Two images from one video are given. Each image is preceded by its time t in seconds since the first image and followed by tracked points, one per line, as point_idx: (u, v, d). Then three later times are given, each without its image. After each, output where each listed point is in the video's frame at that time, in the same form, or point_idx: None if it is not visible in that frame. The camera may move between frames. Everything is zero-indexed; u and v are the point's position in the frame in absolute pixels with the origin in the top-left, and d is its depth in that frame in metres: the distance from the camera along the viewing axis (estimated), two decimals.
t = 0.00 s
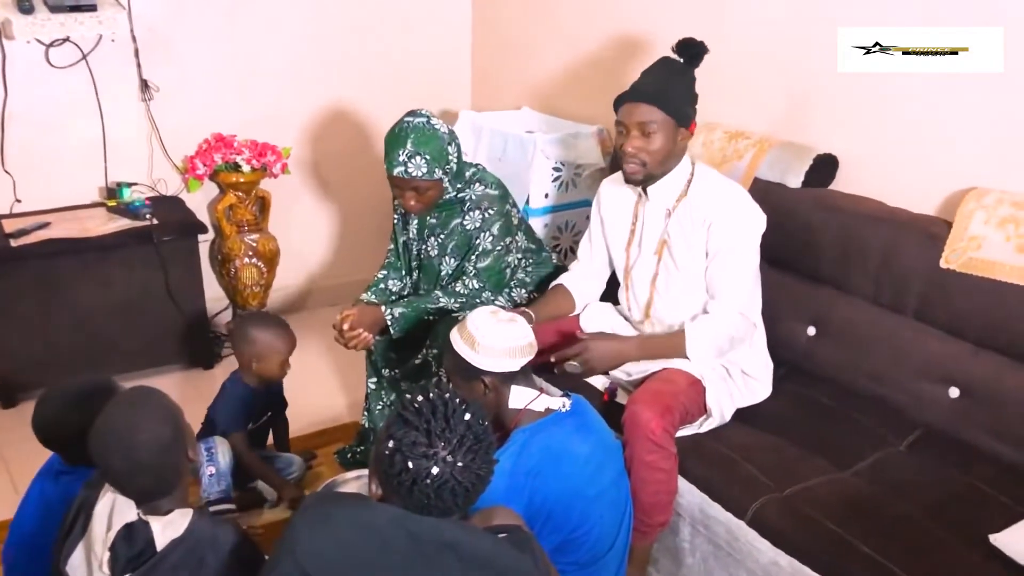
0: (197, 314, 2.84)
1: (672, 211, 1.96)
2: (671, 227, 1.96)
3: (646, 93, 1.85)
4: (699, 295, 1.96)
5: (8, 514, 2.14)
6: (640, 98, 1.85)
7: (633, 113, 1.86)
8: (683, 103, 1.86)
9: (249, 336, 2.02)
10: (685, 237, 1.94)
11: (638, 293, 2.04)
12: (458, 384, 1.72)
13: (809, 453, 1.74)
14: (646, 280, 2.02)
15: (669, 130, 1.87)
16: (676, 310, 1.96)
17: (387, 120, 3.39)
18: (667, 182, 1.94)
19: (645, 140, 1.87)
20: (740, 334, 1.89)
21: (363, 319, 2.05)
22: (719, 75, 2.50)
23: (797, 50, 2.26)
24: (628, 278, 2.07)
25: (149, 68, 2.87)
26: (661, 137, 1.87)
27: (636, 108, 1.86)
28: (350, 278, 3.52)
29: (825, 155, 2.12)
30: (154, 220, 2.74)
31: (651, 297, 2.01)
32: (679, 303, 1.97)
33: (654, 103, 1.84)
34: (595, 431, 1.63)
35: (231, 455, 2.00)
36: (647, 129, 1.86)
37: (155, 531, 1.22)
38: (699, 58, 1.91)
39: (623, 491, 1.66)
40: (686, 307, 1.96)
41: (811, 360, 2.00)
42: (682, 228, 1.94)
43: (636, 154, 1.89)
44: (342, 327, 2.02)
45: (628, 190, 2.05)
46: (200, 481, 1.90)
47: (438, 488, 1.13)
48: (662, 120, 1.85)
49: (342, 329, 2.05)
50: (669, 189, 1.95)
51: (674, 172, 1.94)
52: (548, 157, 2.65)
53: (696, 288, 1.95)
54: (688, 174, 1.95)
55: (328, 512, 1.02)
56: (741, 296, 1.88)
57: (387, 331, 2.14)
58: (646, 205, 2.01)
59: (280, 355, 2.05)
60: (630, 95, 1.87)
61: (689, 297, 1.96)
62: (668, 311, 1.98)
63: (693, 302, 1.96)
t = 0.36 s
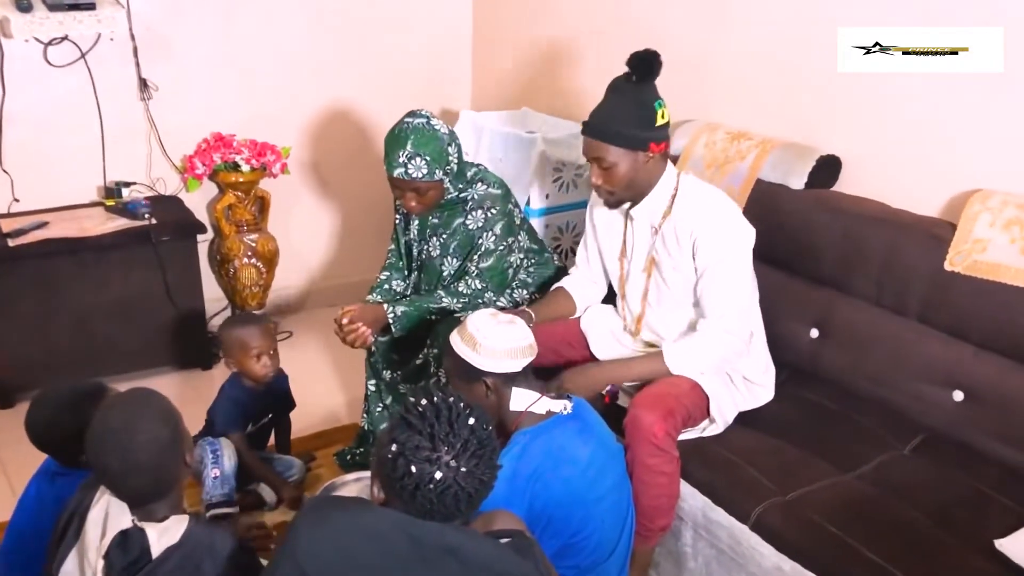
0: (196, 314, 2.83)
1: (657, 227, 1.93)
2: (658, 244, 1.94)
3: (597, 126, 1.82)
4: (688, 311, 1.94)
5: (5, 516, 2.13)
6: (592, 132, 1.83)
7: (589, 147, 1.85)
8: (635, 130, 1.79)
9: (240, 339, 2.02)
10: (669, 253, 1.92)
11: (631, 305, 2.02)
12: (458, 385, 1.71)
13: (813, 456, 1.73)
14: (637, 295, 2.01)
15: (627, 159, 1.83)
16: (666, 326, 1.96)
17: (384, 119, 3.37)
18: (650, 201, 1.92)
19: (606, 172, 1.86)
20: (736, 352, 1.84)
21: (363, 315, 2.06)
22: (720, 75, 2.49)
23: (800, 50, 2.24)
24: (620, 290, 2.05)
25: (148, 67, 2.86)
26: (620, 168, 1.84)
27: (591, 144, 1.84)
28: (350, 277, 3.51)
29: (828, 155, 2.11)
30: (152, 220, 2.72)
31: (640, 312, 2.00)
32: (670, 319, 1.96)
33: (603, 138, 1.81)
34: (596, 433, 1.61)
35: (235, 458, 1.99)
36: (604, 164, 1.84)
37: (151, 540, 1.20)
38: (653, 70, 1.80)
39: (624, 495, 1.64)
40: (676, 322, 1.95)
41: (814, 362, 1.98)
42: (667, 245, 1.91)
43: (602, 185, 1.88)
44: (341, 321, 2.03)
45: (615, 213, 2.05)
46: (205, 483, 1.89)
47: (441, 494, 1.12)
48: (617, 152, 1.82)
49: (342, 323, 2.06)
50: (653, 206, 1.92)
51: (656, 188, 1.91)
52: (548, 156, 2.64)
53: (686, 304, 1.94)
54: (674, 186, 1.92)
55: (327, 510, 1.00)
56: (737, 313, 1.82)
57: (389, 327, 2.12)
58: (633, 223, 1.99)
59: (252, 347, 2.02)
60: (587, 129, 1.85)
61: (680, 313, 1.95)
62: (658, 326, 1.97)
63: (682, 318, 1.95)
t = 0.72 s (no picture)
0: (196, 312, 2.80)
1: (644, 243, 1.88)
2: (647, 261, 1.89)
3: (573, 147, 1.78)
4: (687, 320, 1.90)
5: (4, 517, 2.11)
6: (568, 153, 1.79)
7: (566, 168, 1.81)
8: (611, 151, 1.75)
9: (232, 338, 2.00)
10: (660, 266, 1.87)
11: (625, 314, 2.00)
12: (464, 388, 1.69)
13: (822, 460, 1.71)
14: (630, 306, 1.98)
15: (605, 180, 1.79)
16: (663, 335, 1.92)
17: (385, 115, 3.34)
18: (637, 216, 1.87)
19: (585, 193, 1.82)
20: (736, 355, 1.82)
21: (370, 322, 2.07)
22: (725, 73, 2.46)
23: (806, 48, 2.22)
24: (614, 299, 2.03)
25: (147, 62, 2.83)
26: (598, 189, 1.80)
27: (568, 164, 1.80)
28: (351, 275, 3.48)
29: (836, 155, 2.08)
30: (152, 218, 2.70)
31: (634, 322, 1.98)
32: (667, 330, 1.92)
33: (578, 159, 1.77)
34: (603, 437, 1.59)
35: (235, 460, 1.98)
36: (582, 185, 1.80)
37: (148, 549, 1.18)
38: (629, 88, 1.75)
39: (631, 499, 1.62)
40: (672, 331, 1.92)
41: (821, 363, 1.96)
42: (658, 259, 1.87)
43: (582, 205, 1.84)
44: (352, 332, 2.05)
45: (602, 230, 2.00)
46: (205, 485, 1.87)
47: (450, 501, 1.11)
48: (593, 173, 1.77)
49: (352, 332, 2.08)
50: (639, 221, 1.88)
51: (642, 203, 1.87)
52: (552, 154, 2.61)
53: (683, 316, 1.90)
54: (660, 200, 1.87)
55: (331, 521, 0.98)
56: (734, 313, 1.80)
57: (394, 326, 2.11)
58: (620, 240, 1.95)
59: (243, 346, 2.00)
60: (564, 148, 1.81)
61: (676, 323, 1.91)
62: (654, 336, 1.94)
63: (681, 326, 1.91)
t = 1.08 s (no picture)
0: (200, 313, 2.76)
1: (662, 246, 1.86)
2: (665, 262, 1.87)
3: (590, 148, 1.76)
4: (705, 323, 1.88)
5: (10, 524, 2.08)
6: (585, 154, 1.77)
7: (583, 169, 1.79)
8: (628, 154, 1.72)
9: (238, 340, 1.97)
10: (678, 270, 1.84)
11: (638, 318, 1.97)
12: (481, 392, 1.67)
13: (846, 463, 1.69)
14: (646, 310, 1.95)
15: (621, 182, 1.76)
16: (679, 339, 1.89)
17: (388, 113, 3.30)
18: (655, 219, 1.85)
19: (601, 194, 1.80)
20: (757, 358, 1.79)
21: (384, 317, 2.01)
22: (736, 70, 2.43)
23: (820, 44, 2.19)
24: (627, 303, 2.00)
25: (149, 60, 2.79)
26: (615, 191, 1.78)
27: (585, 166, 1.78)
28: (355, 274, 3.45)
29: (856, 152, 2.06)
30: (155, 218, 2.66)
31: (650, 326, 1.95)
32: (686, 334, 1.89)
33: (596, 160, 1.74)
34: (625, 441, 1.56)
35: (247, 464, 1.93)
36: (599, 187, 1.78)
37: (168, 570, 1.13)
38: (647, 91, 1.72)
39: (653, 504, 1.59)
40: (691, 334, 1.88)
41: (841, 364, 1.94)
42: (676, 263, 1.84)
43: (598, 206, 1.82)
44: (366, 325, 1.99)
45: (619, 233, 1.97)
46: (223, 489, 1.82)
47: (482, 511, 1.07)
48: (609, 176, 1.75)
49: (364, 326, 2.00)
50: (657, 224, 1.85)
51: (660, 206, 1.84)
52: (562, 152, 2.59)
53: (701, 322, 1.87)
54: (678, 204, 1.84)
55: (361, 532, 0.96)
56: (754, 316, 1.77)
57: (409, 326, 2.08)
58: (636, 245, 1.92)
59: (245, 346, 1.96)
60: (582, 149, 1.79)
61: (695, 326, 1.88)
62: (671, 340, 1.91)
63: (700, 329, 1.88)
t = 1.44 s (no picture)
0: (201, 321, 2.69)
1: (701, 236, 1.83)
2: (705, 253, 1.83)
3: (634, 130, 1.71)
4: (738, 318, 1.84)
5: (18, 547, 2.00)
6: (628, 136, 1.72)
7: (624, 152, 1.73)
8: (675, 137, 1.68)
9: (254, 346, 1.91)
10: (717, 260, 1.81)
11: (671, 317, 1.93)
12: (514, 400, 1.62)
13: (887, 461, 1.65)
14: (679, 304, 1.91)
15: (665, 166, 1.71)
16: (711, 335, 1.86)
17: (384, 112, 3.24)
18: (695, 206, 1.81)
19: (643, 179, 1.74)
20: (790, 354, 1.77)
21: (400, 322, 1.93)
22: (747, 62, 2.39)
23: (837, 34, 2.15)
24: (658, 297, 1.96)
25: (141, 62, 2.71)
26: (658, 176, 1.72)
27: (627, 148, 1.72)
28: (354, 277, 3.37)
29: (876, 142, 2.02)
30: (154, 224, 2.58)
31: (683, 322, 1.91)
32: (718, 329, 1.86)
33: (641, 142, 1.69)
34: (663, 447, 1.50)
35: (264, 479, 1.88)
36: (640, 171, 1.72)
37: None
38: (695, 72, 1.68)
39: (694, 509, 1.55)
40: (722, 331, 1.86)
41: (871, 359, 1.90)
42: (715, 252, 1.81)
43: (638, 192, 1.76)
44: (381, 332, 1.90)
45: (651, 220, 1.93)
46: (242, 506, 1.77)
47: (545, 531, 1.02)
48: (654, 159, 1.70)
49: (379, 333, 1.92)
50: (697, 212, 1.81)
51: (701, 193, 1.80)
52: (568, 146, 2.55)
53: (734, 315, 1.84)
54: (720, 190, 1.80)
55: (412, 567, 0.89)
56: (791, 314, 1.74)
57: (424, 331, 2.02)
58: (673, 230, 1.88)
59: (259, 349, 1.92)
60: (624, 132, 1.73)
61: (728, 322, 1.85)
62: (703, 335, 1.87)
63: (731, 324, 1.85)
